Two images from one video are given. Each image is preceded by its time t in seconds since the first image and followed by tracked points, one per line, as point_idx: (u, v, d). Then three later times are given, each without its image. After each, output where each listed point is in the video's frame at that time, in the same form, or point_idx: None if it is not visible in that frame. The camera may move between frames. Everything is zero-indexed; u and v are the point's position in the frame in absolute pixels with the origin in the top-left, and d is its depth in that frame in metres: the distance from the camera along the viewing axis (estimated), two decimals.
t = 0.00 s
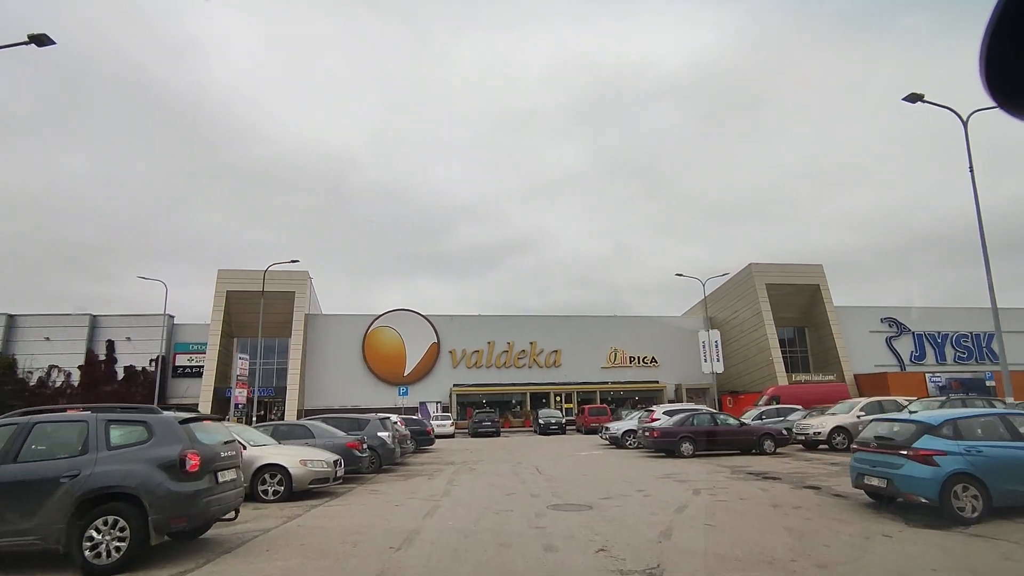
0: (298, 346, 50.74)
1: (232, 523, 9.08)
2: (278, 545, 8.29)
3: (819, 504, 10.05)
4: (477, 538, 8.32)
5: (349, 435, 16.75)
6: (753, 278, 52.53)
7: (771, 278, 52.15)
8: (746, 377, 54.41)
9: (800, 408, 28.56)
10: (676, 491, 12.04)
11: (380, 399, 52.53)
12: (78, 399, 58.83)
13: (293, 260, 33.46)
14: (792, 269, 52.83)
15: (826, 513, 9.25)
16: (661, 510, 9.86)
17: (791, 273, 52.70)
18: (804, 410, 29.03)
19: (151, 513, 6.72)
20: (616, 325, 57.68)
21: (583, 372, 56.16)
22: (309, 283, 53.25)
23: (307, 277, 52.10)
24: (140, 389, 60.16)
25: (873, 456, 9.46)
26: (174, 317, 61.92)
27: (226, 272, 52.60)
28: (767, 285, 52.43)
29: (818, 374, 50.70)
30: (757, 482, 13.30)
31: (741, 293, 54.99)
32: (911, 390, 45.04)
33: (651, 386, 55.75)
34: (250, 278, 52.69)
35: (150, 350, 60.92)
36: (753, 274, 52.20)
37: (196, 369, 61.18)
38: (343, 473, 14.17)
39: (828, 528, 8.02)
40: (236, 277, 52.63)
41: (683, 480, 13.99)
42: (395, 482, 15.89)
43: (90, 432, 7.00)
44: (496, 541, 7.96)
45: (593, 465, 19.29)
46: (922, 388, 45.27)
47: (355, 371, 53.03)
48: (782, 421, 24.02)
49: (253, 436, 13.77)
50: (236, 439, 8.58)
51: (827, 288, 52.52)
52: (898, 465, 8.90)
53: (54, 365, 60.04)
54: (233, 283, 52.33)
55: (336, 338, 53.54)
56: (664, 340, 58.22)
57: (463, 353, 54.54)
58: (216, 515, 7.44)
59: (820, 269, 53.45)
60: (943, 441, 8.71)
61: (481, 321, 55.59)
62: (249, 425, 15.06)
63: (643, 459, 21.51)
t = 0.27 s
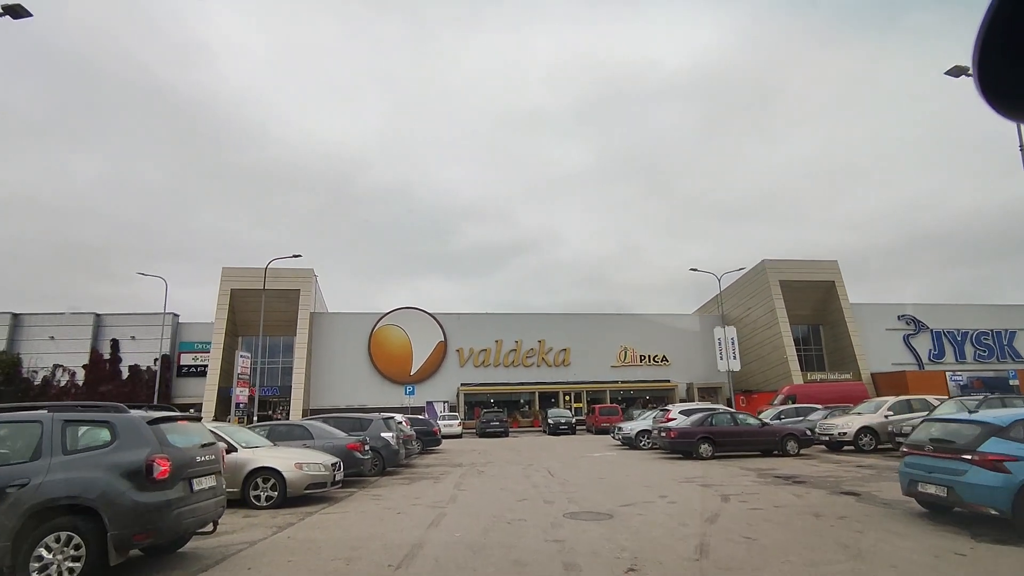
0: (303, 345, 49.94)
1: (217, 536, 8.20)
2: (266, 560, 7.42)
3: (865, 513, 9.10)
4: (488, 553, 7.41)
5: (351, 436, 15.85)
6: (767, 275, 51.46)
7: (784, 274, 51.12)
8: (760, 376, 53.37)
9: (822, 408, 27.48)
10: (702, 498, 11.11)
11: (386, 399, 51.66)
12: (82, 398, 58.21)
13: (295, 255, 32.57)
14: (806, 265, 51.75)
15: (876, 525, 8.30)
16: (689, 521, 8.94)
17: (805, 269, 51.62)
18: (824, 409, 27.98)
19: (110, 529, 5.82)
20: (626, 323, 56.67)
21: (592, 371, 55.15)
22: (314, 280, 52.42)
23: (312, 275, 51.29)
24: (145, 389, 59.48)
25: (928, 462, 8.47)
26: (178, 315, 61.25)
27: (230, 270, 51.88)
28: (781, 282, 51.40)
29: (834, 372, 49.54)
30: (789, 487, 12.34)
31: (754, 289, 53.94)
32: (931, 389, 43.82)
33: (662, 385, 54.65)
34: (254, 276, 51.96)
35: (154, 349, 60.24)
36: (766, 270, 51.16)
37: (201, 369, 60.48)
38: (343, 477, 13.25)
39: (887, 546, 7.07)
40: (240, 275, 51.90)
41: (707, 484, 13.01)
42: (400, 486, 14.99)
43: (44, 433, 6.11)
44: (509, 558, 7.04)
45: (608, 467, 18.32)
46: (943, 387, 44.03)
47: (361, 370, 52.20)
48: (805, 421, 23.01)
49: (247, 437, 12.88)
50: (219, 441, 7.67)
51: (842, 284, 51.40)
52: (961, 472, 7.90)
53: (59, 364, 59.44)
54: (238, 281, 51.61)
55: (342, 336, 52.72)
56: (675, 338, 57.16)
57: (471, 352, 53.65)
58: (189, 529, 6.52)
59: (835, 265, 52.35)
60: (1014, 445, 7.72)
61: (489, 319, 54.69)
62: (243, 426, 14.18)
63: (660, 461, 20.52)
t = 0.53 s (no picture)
0: (306, 344, 49.15)
1: (190, 552, 7.28)
2: None
3: (920, 526, 8.12)
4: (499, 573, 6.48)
5: (350, 436, 14.96)
6: (778, 271, 50.49)
7: (796, 270, 50.21)
8: (771, 375, 52.36)
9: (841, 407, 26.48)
10: (730, 507, 10.15)
11: (390, 398, 50.77)
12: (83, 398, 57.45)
13: (296, 250, 31.67)
14: (818, 261, 50.81)
15: (937, 540, 7.33)
16: (722, 535, 7.98)
17: (817, 265, 50.67)
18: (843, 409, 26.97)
19: (48, 551, 4.88)
20: (634, 321, 55.67)
21: (600, 370, 54.17)
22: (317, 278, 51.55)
23: (315, 273, 50.48)
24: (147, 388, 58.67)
25: (998, 469, 7.49)
26: (180, 314, 60.48)
27: (232, 268, 51.13)
28: (793, 279, 50.44)
29: (848, 371, 48.48)
30: (819, 493, 11.40)
31: (765, 286, 52.95)
32: (948, 388, 42.72)
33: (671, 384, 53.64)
34: (257, 274, 51.22)
35: (156, 348, 59.47)
36: (777, 266, 50.29)
37: (202, 368, 59.68)
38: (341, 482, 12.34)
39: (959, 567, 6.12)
40: (243, 273, 51.17)
41: (731, 490, 12.08)
42: (401, 490, 14.11)
43: None
44: None
45: (621, 470, 17.39)
46: (961, 386, 42.90)
47: (365, 369, 51.35)
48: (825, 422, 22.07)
49: (237, 439, 11.98)
50: (192, 446, 6.76)
51: (855, 281, 50.38)
52: None
53: (60, 363, 58.68)
54: (240, 279, 50.86)
55: (345, 335, 51.86)
56: (684, 336, 56.17)
57: (476, 351, 52.74)
58: (149, 549, 5.59)
59: (848, 262, 51.34)
60: None
61: (495, 317, 53.81)
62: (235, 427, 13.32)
63: (675, 463, 19.56)
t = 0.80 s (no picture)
0: (310, 342, 48.33)
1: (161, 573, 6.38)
2: None
3: (992, 540, 7.18)
4: None
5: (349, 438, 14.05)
6: (791, 268, 49.46)
7: (809, 267, 49.14)
8: (784, 374, 51.29)
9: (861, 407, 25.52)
10: (765, 515, 9.20)
11: (395, 398, 49.89)
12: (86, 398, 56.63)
13: (298, 244, 30.82)
14: (831, 257, 49.76)
15: (1019, 558, 6.37)
16: (766, 551, 7.05)
17: (830, 261, 49.62)
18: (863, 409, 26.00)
19: None
20: (643, 319, 54.64)
21: (608, 369, 53.16)
22: (321, 276, 50.68)
23: (320, 270, 49.65)
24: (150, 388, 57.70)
25: None
26: (183, 312, 59.73)
27: (235, 265, 50.37)
28: (806, 275, 49.42)
29: (863, 370, 47.37)
30: (861, 500, 10.43)
31: (777, 284, 51.91)
32: (968, 387, 41.57)
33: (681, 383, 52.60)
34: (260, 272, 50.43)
35: (160, 347, 58.69)
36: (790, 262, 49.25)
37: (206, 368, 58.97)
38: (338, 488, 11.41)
39: None
40: (246, 270, 50.42)
41: (761, 496, 11.11)
42: (403, 495, 13.18)
43: None
44: None
45: (636, 473, 16.43)
46: (982, 385, 41.74)
47: (369, 368, 50.49)
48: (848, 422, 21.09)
49: (224, 442, 11.07)
50: (157, 453, 5.83)
51: (870, 278, 49.29)
52: None
53: (62, 362, 57.91)
54: (243, 277, 50.09)
55: (349, 334, 51.03)
56: (694, 335, 55.12)
57: (482, 349, 51.85)
58: None
59: (863, 258, 50.27)
60: None
61: (502, 315, 52.90)
62: (225, 429, 12.42)
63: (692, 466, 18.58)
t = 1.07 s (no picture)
0: (316, 341, 47.48)
1: None
2: None
3: None
4: None
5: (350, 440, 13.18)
6: (806, 264, 48.39)
7: (825, 263, 48.01)
8: (799, 372, 50.23)
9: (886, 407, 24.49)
10: (809, 526, 8.25)
11: (402, 398, 49.06)
12: (91, 398, 56.02)
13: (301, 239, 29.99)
14: (848, 253, 48.62)
15: None
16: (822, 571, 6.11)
17: (846, 257, 48.47)
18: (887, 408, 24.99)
19: None
20: (654, 317, 53.59)
21: (619, 368, 52.16)
22: (327, 274, 49.83)
23: (326, 268, 48.81)
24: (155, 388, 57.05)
25: None
26: (189, 311, 59.09)
27: (240, 263, 49.64)
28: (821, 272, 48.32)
29: (882, 368, 46.27)
30: (911, 508, 9.46)
31: (791, 281, 50.82)
32: (992, 386, 40.35)
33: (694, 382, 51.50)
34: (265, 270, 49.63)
35: (165, 347, 58.02)
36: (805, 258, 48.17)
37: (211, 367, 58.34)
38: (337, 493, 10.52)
39: None
40: (250, 268, 49.66)
41: (797, 503, 10.13)
42: (408, 500, 12.27)
43: None
44: None
45: (656, 476, 15.49)
46: (1006, 384, 40.50)
47: (376, 367, 49.65)
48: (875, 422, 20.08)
49: (213, 444, 10.20)
50: (113, 458, 4.93)
51: (888, 274, 48.13)
52: None
53: (67, 362, 57.27)
54: (248, 275, 49.36)
55: (355, 333, 50.21)
56: (707, 333, 54.05)
57: (490, 348, 50.93)
58: None
59: (880, 254, 49.14)
60: None
61: (510, 313, 51.97)
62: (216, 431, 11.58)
63: (713, 468, 17.62)
